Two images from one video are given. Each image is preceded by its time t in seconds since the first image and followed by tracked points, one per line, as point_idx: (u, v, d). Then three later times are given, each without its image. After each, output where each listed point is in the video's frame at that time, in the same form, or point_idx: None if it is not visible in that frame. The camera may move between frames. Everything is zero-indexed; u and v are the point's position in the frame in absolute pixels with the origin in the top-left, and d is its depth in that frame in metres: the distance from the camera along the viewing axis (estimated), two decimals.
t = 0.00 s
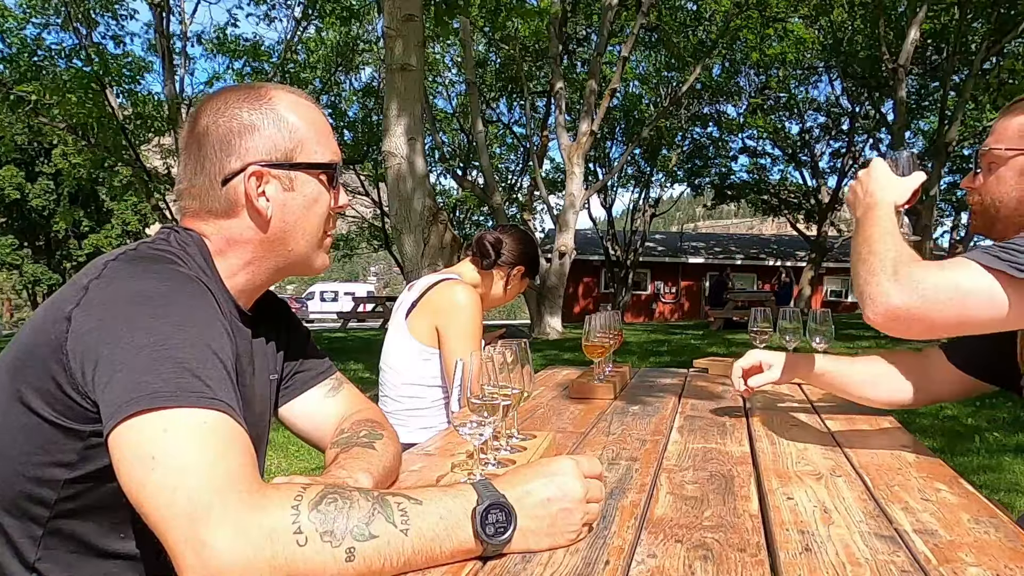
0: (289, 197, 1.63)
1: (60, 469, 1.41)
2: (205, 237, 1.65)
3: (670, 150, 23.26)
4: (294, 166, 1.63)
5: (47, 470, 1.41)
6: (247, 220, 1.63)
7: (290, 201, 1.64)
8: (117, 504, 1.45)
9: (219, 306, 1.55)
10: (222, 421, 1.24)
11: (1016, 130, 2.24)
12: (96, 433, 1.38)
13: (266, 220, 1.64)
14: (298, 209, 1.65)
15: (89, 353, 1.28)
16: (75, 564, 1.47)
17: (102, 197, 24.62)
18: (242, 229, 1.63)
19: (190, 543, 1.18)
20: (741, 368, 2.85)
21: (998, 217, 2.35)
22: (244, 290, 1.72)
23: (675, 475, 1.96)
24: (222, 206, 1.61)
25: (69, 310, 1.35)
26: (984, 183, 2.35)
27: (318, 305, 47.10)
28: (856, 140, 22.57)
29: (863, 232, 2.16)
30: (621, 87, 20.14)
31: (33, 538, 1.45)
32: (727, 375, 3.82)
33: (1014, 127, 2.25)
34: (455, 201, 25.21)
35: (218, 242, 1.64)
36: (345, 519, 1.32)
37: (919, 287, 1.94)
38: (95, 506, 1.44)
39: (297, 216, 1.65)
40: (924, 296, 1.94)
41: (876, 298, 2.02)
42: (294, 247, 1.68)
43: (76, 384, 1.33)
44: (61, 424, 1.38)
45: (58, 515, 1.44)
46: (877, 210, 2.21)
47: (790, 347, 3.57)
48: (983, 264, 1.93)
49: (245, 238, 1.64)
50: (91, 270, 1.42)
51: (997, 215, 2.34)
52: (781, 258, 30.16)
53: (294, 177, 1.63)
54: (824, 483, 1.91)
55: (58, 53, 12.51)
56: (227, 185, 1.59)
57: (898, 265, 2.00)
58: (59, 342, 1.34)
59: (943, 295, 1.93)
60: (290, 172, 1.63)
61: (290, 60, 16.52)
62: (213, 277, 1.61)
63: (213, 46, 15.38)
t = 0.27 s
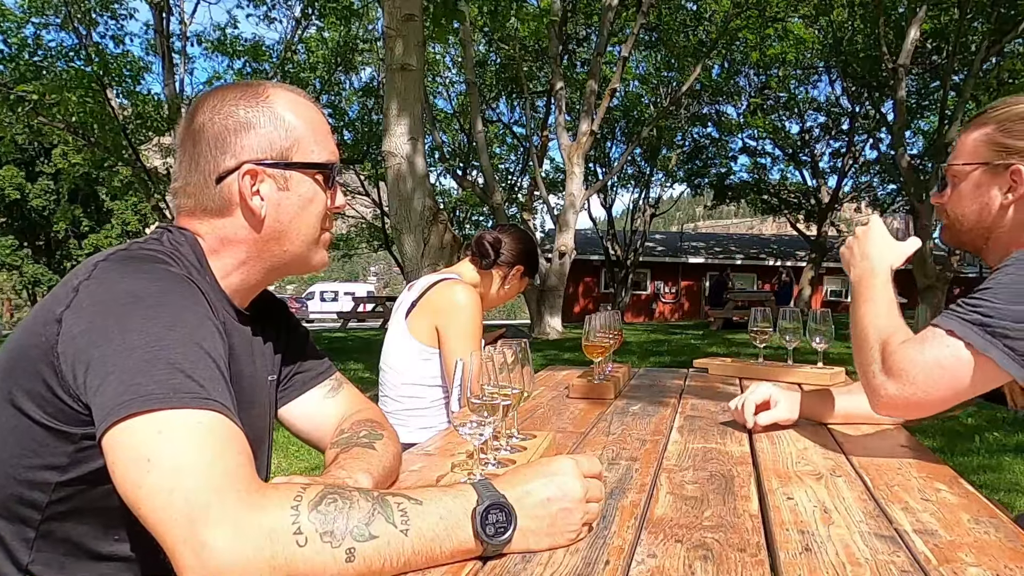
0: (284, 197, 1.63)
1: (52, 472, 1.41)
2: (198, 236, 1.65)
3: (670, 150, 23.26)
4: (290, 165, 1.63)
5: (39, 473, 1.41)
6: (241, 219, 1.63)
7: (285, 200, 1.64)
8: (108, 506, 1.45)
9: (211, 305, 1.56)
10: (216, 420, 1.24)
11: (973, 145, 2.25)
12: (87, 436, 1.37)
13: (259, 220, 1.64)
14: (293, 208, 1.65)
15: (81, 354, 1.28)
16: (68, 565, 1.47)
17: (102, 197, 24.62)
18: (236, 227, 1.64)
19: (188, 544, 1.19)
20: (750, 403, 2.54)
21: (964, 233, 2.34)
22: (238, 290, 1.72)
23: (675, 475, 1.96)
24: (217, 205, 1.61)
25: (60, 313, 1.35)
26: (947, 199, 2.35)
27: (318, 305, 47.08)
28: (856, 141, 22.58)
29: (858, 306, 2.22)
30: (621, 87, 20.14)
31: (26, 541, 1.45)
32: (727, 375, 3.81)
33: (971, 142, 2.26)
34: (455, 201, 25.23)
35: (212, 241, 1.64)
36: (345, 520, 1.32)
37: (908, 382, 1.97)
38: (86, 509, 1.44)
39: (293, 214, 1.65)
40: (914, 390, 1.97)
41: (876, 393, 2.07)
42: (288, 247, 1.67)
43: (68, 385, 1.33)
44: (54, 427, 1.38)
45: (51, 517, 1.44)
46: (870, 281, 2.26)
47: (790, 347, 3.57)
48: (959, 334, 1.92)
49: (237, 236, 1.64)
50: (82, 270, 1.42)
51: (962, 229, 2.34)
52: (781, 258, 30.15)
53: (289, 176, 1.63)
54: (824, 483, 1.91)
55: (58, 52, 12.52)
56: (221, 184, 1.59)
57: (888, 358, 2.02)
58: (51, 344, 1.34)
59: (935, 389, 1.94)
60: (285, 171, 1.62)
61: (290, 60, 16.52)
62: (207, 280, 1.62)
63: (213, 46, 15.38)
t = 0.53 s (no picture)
0: (299, 203, 1.65)
1: (50, 474, 1.41)
2: (198, 237, 1.65)
3: (670, 150, 23.27)
4: (304, 171, 1.64)
5: (37, 475, 1.41)
6: (253, 222, 1.63)
7: (298, 205, 1.65)
8: (105, 507, 1.45)
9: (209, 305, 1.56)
10: (214, 420, 1.24)
11: (932, 162, 2.29)
12: (85, 438, 1.37)
13: (274, 224, 1.64)
14: (304, 213, 1.67)
15: (78, 355, 1.28)
16: (67, 566, 1.47)
17: (102, 197, 24.63)
18: (246, 230, 1.63)
19: (188, 544, 1.18)
20: (746, 408, 2.53)
21: (939, 247, 2.36)
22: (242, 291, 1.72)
23: (675, 475, 1.96)
24: (226, 205, 1.60)
25: (56, 314, 1.34)
26: (916, 215, 2.38)
27: (318, 305, 47.10)
28: (856, 140, 22.57)
29: (845, 328, 2.24)
30: (621, 88, 20.16)
31: (26, 543, 1.44)
32: (726, 375, 3.81)
33: (929, 159, 2.30)
34: (455, 201, 25.25)
35: (214, 243, 1.64)
36: (345, 519, 1.32)
37: (893, 415, 1.99)
38: (86, 510, 1.44)
39: (304, 221, 1.67)
40: (898, 422, 1.99)
41: (862, 423, 2.10)
42: (293, 251, 1.68)
43: (64, 387, 1.33)
44: (51, 429, 1.38)
45: (50, 518, 1.44)
46: (856, 303, 2.30)
47: (790, 347, 3.56)
48: (928, 365, 1.95)
49: (243, 239, 1.64)
50: (77, 270, 1.42)
51: (935, 244, 2.36)
52: (781, 258, 30.15)
53: (306, 184, 1.65)
54: (823, 483, 1.91)
55: (59, 53, 12.54)
56: (239, 186, 1.58)
57: (872, 392, 2.03)
58: (48, 345, 1.34)
59: (916, 422, 1.96)
60: (301, 178, 1.64)
61: (290, 60, 16.52)
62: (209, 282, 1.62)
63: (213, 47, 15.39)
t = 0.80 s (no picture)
0: (308, 207, 1.67)
1: (57, 476, 1.41)
2: (198, 237, 1.64)
3: (670, 150, 23.26)
4: (312, 176, 1.66)
5: (44, 478, 1.41)
6: (262, 224, 1.63)
7: (307, 209, 1.67)
8: (107, 507, 1.46)
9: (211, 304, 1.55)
10: (217, 420, 1.24)
11: (915, 170, 2.29)
12: (90, 438, 1.38)
13: (281, 226, 1.65)
14: (310, 218, 1.69)
15: (81, 355, 1.28)
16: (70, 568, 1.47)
17: (102, 196, 24.63)
18: (255, 231, 1.63)
19: (189, 543, 1.18)
20: (743, 410, 2.53)
21: (926, 255, 2.34)
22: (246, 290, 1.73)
23: (675, 475, 1.96)
24: (236, 204, 1.59)
25: (58, 314, 1.34)
26: (900, 225, 2.37)
27: (318, 305, 47.11)
28: (856, 140, 22.57)
29: (837, 335, 2.24)
30: (621, 88, 20.17)
31: (32, 547, 1.45)
32: (726, 375, 3.81)
33: (912, 168, 2.30)
34: (455, 201, 25.25)
35: (218, 243, 1.64)
36: (345, 520, 1.32)
37: (889, 429, 2.02)
38: (93, 512, 1.45)
39: (309, 224, 1.69)
40: (893, 437, 2.04)
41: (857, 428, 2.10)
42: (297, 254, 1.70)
43: (69, 387, 1.33)
44: (56, 430, 1.38)
45: (55, 520, 1.44)
46: (847, 307, 2.31)
47: (790, 346, 3.56)
48: (916, 380, 1.97)
49: (249, 239, 1.64)
50: (79, 271, 1.42)
51: (922, 252, 2.34)
52: (781, 258, 30.15)
53: (316, 189, 1.68)
54: (825, 483, 1.91)
55: (59, 53, 12.55)
56: (255, 187, 1.58)
57: (867, 405, 2.04)
58: (50, 346, 1.34)
59: (911, 435, 2.00)
60: (311, 181, 1.66)
61: (291, 60, 16.53)
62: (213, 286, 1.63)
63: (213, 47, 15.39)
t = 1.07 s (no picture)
0: (306, 205, 1.68)
1: (56, 477, 1.41)
2: (195, 236, 1.63)
3: (670, 150, 23.26)
4: (310, 175, 1.66)
5: (43, 479, 1.41)
6: (261, 222, 1.63)
7: (305, 207, 1.68)
8: (105, 508, 1.46)
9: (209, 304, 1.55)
10: (216, 420, 1.24)
11: (907, 172, 2.29)
12: (89, 440, 1.38)
13: (279, 225, 1.65)
14: (309, 216, 1.69)
15: (79, 356, 1.28)
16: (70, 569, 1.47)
17: (102, 196, 24.64)
18: (253, 230, 1.63)
19: (188, 543, 1.18)
20: (742, 410, 2.52)
21: (920, 257, 2.33)
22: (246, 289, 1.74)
23: (675, 475, 1.96)
24: (235, 205, 1.59)
25: (56, 316, 1.34)
26: (894, 228, 2.36)
27: (318, 305, 47.13)
28: (856, 140, 22.57)
29: (832, 337, 2.24)
30: (621, 88, 20.19)
31: (31, 548, 1.44)
32: (726, 375, 3.81)
33: (904, 170, 2.30)
34: (455, 201, 25.26)
35: (214, 241, 1.63)
36: (345, 520, 1.32)
37: (885, 431, 2.02)
38: (92, 513, 1.45)
39: (307, 222, 1.70)
40: (889, 439, 2.04)
41: (853, 430, 2.09)
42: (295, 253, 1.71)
43: (67, 389, 1.33)
44: (54, 431, 1.38)
45: (54, 522, 1.44)
46: (844, 308, 2.31)
47: (790, 347, 3.55)
48: (908, 381, 1.96)
49: (247, 238, 1.64)
50: (76, 271, 1.42)
51: (917, 254, 2.33)
52: (781, 258, 30.14)
53: (314, 186, 1.68)
54: (824, 484, 1.91)
55: (59, 53, 12.55)
56: (255, 187, 1.58)
57: (862, 409, 2.03)
58: (49, 348, 1.34)
59: (907, 437, 2.00)
60: (309, 179, 1.67)
61: (290, 60, 16.53)
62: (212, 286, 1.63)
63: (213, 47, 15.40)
